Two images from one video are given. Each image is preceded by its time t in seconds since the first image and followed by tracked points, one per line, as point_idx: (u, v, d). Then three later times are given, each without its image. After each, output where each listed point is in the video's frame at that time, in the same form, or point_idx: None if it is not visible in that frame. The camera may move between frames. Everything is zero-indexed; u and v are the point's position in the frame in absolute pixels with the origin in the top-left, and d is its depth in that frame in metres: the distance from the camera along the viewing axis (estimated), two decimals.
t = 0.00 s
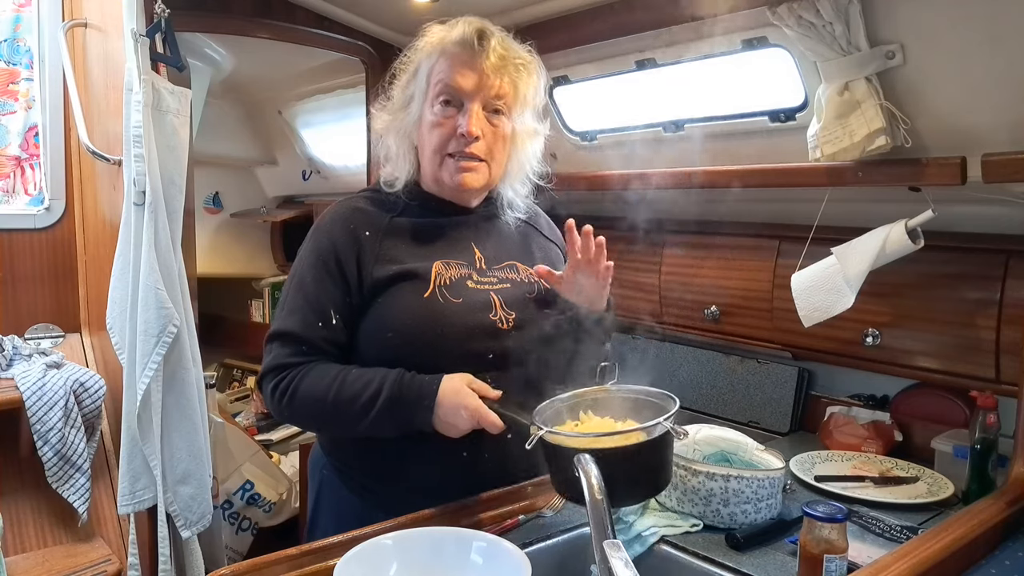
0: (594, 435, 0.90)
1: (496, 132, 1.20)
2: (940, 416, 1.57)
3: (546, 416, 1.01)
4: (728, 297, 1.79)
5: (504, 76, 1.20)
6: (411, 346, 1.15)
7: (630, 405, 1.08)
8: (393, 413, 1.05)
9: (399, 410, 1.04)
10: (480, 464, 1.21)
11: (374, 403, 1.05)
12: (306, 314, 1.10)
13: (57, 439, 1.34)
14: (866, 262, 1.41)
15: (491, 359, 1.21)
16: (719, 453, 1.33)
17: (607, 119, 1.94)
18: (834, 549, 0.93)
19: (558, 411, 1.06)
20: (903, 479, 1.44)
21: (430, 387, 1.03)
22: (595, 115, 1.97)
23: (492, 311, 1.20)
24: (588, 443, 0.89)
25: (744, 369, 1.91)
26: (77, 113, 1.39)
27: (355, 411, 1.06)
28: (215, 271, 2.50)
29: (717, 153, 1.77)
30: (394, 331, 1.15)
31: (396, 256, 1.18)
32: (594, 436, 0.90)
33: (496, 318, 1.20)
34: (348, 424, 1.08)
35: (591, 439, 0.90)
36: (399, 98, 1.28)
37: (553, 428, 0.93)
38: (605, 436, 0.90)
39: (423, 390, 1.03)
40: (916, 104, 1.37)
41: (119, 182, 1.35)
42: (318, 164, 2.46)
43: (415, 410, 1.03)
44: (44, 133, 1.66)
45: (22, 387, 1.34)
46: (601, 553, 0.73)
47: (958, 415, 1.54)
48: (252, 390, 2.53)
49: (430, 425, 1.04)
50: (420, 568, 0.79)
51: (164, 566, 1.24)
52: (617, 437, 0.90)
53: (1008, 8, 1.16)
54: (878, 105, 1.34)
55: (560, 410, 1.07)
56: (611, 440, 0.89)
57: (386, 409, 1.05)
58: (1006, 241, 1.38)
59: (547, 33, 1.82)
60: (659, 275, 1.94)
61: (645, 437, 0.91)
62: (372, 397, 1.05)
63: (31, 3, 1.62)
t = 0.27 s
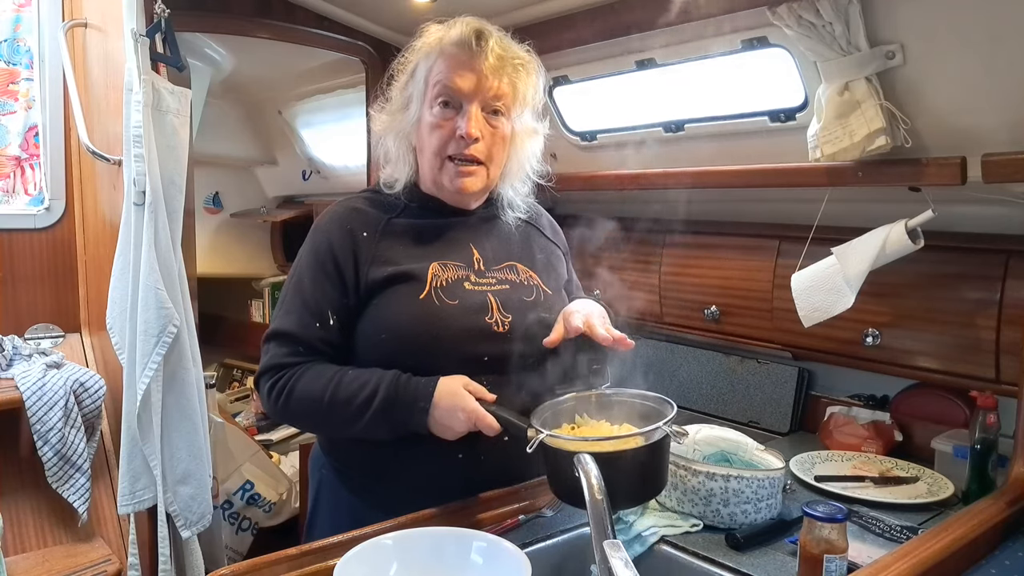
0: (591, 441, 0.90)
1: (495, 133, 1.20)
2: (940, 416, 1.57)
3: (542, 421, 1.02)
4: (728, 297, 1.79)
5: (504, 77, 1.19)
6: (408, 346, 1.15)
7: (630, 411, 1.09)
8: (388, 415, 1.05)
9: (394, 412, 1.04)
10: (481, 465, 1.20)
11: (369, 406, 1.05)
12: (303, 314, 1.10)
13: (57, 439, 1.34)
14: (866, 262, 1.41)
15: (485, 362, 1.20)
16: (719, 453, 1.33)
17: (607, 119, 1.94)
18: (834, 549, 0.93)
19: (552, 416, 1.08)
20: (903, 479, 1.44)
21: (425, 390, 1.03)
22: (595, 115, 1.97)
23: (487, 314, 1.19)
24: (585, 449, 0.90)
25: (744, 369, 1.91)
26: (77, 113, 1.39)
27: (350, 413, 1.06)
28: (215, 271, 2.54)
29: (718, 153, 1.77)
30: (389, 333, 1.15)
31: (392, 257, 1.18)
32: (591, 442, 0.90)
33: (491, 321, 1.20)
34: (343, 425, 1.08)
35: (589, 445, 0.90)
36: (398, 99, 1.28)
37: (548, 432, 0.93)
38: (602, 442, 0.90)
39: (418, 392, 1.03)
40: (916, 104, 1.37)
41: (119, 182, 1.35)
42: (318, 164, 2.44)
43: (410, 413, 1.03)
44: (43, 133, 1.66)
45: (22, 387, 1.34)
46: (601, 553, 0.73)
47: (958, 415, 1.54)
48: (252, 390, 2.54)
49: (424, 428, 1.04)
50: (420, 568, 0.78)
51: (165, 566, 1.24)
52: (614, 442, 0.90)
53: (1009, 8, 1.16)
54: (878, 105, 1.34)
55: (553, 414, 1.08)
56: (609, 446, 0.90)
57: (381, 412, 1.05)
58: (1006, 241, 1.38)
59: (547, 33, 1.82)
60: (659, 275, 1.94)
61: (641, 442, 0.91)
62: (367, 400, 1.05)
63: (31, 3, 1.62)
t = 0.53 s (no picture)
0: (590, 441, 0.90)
1: (496, 133, 1.20)
2: (940, 416, 1.57)
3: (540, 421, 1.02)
4: (728, 297, 1.79)
5: (504, 77, 1.19)
6: (408, 346, 1.15)
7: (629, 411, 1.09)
8: (386, 416, 1.05)
9: (393, 413, 1.04)
10: (482, 465, 1.20)
11: (368, 406, 1.05)
12: (302, 314, 1.10)
13: (57, 439, 1.34)
14: (866, 262, 1.41)
15: (485, 362, 1.20)
16: (719, 453, 1.33)
17: (607, 119, 1.93)
18: (834, 549, 0.93)
19: (552, 416, 1.08)
20: (903, 479, 1.44)
21: (424, 391, 1.03)
22: (595, 115, 1.97)
23: (487, 314, 1.19)
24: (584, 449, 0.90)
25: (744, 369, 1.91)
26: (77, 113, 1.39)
27: (349, 413, 1.06)
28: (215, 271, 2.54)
29: (718, 153, 1.77)
30: (388, 333, 1.15)
31: (392, 257, 1.18)
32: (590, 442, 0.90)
33: (491, 321, 1.20)
34: (342, 425, 1.08)
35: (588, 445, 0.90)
36: (398, 99, 1.28)
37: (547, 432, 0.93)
38: (601, 443, 0.90)
39: (417, 393, 1.03)
40: (916, 104, 1.37)
41: (119, 182, 1.35)
42: (318, 164, 2.45)
43: (408, 413, 1.03)
44: (43, 133, 1.66)
45: (22, 387, 1.34)
46: (601, 553, 0.73)
47: (958, 415, 1.54)
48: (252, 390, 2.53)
49: (423, 428, 1.04)
50: (420, 568, 0.78)
51: (164, 566, 1.24)
52: (612, 443, 0.90)
53: (1009, 8, 1.16)
54: (878, 105, 1.34)
55: (552, 415, 1.08)
56: (607, 446, 0.90)
57: (380, 412, 1.04)
58: (1006, 241, 1.38)
59: (547, 33, 1.82)
60: (660, 275, 1.94)
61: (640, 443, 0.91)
62: (366, 400, 1.05)
63: (31, 3, 1.62)
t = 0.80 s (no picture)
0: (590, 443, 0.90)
1: (498, 134, 1.20)
2: (940, 416, 1.57)
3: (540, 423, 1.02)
4: (728, 298, 1.79)
5: (506, 77, 1.19)
6: (408, 346, 1.15)
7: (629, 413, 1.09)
8: (386, 416, 1.05)
9: (393, 413, 1.04)
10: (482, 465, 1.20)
11: (368, 406, 1.05)
12: (302, 314, 1.10)
13: (57, 439, 1.34)
14: (866, 262, 1.41)
15: (485, 362, 1.20)
16: (719, 453, 1.33)
17: (607, 119, 1.93)
18: (834, 549, 0.93)
19: (552, 416, 1.08)
20: (903, 479, 1.44)
21: (425, 391, 1.03)
22: (595, 115, 1.97)
23: (487, 315, 1.19)
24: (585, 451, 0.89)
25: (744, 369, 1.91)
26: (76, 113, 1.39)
27: (349, 413, 1.06)
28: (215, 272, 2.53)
29: (718, 153, 1.77)
30: (388, 333, 1.15)
31: (392, 257, 1.18)
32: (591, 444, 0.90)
33: (491, 321, 1.20)
34: (341, 426, 1.08)
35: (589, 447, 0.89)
36: (398, 100, 1.28)
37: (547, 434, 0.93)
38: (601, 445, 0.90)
39: (417, 394, 1.03)
40: (916, 104, 1.37)
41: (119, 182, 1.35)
42: (318, 164, 2.45)
43: (409, 414, 1.03)
44: (43, 133, 1.66)
45: (22, 387, 1.34)
46: (601, 553, 0.73)
47: (958, 415, 1.54)
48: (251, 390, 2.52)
49: (423, 429, 1.04)
50: (420, 568, 0.78)
51: (165, 566, 1.24)
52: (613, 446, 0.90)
53: (1009, 8, 1.17)
54: (878, 105, 1.34)
55: (552, 416, 1.08)
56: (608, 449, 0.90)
57: (380, 412, 1.04)
58: (1006, 241, 1.38)
59: (547, 33, 1.82)
60: (660, 275, 1.94)
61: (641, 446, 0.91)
62: (366, 400, 1.05)
63: (31, 3, 1.62)
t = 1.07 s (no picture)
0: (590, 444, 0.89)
1: (499, 133, 1.20)
2: (940, 416, 1.57)
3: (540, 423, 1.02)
4: (728, 297, 1.79)
5: (506, 76, 1.20)
6: (409, 345, 1.15)
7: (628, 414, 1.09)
8: (386, 416, 1.05)
9: (393, 413, 1.04)
10: (481, 464, 1.20)
11: (368, 406, 1.05)
12: (301, 314, 1.10)
13: (57, 439, 1.34)
14: (866, 262, 1.41)
15: (486, 361, 1.20)
16: (719, 453, 1.33)
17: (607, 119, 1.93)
18: (834, 549, 0.93)
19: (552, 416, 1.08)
20: (903, 479, 1.44)
21: (425, 391, 1.03)
22: (595, 115, 1.97)
23: (487, 314, 1.19)
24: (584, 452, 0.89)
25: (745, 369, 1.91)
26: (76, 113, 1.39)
27: (348, 413, 1.06)
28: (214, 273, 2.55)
29: (718, 153, 1.77)
30: (388, 331, 1.15)
31: (392, 256, 1.18)
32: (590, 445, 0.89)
33: (491, 320, 1.20)
34: (341, 425, 1.08)
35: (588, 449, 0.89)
36: (398, 99, 1.28)
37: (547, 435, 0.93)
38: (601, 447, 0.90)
39: (417, 394, 1.03)
40: (915, 104, 1.37)
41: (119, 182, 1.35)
42: (318, 164, 2.44)
43: (408, 414, 1.03)
44: (43, 133, 1.66)
45: (22, 387, 1.34)
46: (601, 553, 0.73)
47: (958, 415, 1.54)
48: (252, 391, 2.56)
49: (423, 429, 1.04)
50: (420, 569, 0.78)
51: (165, 566, 1.24)
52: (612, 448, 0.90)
53: (1009, 8, 1.17)
54: (878, 105, 1.34)
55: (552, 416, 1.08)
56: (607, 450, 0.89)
57: (379, 412, 1.04)
58: (1006, 241, 1.38)
59: (547, 33, 1.82)
60: (660, 275, 1.94)
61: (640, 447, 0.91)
62: (365, 400, 1.05)
63: (31, 3, 1.62)
